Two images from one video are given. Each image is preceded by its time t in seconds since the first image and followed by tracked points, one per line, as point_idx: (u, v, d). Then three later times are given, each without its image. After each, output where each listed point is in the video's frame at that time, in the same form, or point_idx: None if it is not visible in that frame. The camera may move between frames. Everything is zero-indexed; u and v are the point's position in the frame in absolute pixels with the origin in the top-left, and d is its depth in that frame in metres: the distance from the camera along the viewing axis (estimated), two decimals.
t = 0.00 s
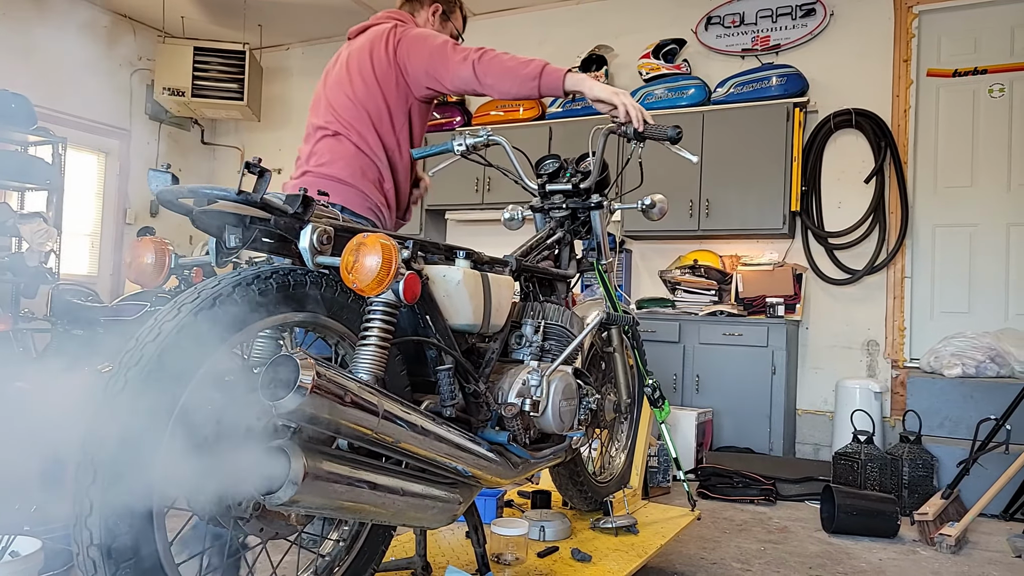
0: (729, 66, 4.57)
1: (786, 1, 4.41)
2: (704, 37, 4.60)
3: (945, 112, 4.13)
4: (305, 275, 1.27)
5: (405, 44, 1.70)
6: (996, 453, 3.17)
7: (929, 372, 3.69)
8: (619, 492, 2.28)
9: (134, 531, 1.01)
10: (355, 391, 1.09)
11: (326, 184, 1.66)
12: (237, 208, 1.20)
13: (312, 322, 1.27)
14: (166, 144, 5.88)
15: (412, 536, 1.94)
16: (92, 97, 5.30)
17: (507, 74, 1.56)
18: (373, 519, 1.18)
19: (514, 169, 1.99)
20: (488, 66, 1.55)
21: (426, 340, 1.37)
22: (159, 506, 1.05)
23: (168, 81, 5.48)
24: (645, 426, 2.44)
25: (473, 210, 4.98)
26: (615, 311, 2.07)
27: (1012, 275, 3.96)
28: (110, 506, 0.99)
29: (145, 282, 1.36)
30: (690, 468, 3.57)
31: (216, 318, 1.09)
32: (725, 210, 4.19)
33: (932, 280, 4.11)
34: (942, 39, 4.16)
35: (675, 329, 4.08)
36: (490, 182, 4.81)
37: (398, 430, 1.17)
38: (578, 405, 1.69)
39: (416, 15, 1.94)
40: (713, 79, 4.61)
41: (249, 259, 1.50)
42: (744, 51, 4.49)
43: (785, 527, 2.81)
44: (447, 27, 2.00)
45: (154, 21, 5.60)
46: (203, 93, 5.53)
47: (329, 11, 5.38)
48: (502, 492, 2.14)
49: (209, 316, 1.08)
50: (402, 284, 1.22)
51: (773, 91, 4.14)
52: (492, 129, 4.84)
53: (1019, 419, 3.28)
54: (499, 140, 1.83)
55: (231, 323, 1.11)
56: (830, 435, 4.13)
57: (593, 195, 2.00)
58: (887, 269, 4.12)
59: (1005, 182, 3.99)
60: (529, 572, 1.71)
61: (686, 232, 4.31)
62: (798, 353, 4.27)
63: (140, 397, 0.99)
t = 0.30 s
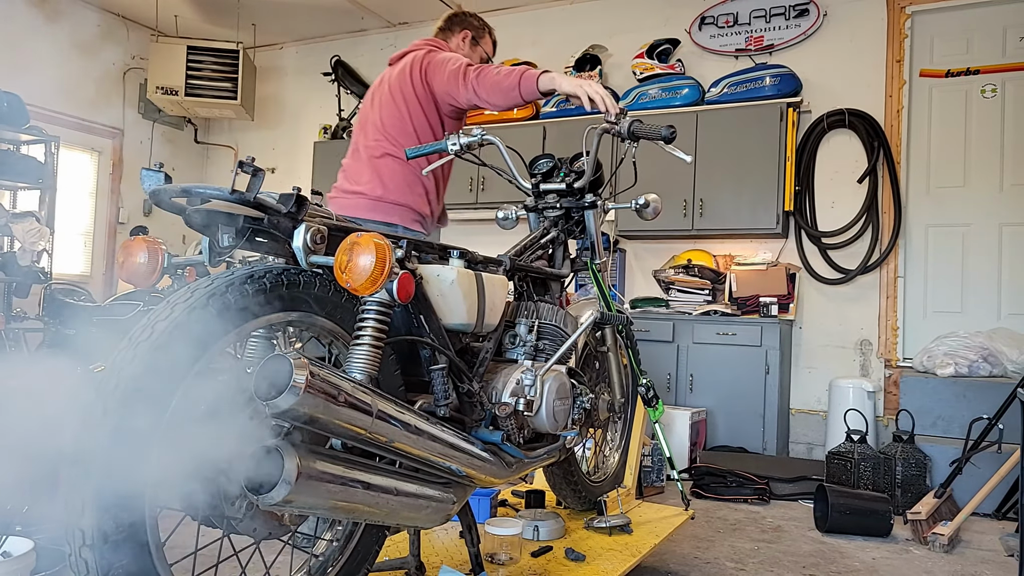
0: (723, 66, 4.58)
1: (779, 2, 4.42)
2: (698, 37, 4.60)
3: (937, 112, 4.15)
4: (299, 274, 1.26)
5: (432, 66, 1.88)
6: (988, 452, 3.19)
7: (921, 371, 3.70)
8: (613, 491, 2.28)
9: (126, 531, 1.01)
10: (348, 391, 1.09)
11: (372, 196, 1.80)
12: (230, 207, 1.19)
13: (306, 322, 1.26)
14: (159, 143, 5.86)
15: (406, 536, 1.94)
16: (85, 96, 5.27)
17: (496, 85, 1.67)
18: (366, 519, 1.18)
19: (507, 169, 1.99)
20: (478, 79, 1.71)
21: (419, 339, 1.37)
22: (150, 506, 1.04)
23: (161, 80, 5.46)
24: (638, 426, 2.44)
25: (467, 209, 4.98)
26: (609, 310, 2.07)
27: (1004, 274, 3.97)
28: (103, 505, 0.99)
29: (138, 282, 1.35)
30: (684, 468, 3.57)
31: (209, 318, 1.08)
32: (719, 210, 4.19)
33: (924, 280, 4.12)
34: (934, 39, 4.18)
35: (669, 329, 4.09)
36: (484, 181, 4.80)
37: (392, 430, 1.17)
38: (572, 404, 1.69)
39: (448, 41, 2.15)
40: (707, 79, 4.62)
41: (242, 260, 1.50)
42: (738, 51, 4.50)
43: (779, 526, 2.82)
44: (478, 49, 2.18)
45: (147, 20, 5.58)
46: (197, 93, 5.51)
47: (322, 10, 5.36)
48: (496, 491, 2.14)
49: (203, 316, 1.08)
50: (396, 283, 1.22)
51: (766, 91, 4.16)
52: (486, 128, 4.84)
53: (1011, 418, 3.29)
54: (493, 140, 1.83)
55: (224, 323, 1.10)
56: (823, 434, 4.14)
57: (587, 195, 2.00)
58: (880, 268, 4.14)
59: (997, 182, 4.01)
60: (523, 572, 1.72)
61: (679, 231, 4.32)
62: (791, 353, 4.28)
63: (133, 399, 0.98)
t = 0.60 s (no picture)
0: (721, 66, 4.59)
1: (777, 2, 4.43)
2: (697, 37, 4.61)
3: (936, 113, 4.15)
4: (297, 275, 1.26)
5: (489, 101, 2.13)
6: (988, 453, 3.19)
7: (920, 371, 3.69)
8: (611, 492, 2.28)
9: (125, 532, 1.01)
10: (347, 392, 1.09)
11: (445, 223, 2.11)
12: (228, 208, 1.20)
13: (304, 323, 1.27)
14: (159, 144, 5.86)
15: (404, 536, 1.94)
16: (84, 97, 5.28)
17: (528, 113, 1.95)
18: (364, 519, 1.18)
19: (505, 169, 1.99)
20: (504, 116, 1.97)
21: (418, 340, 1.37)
22: (151, 507, 1.05)
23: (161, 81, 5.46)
24: (636, 426, 2.45)
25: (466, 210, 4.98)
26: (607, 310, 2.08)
27: (1003, 275, 3.98)
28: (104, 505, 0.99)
29: (136, 282, 1.37)
30: (682, 468, 3.57)
31: (209, 318, 1.09)
32: (718, 210, 4.20)
33: (923, 281, 4.13)
34: (933, 40, 4.18)
35: (668, 330, 4.10)
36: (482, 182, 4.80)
37: (390, 430, 1.17)
38: (570, 405, 1.69)
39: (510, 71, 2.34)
40: (705, 79, 4.63)
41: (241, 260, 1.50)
42: (736, 51, 4.50)
43: (777, 527, 2.82)
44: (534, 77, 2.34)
45: (146, 21, 5.59)
46: (196, 93, 5.51)
47: (321, 11, 5.37)
48: (494, 492, 2.14)
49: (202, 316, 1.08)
50: (394, 284, 1.23)
51: (764, 91, 4.18)
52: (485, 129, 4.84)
53: (1011, 419, 3.29)
54: (491, 140, 1.83)
55: (223, 324, 1.10)
56: (822, 435, 4.14)
57: (585, 195, 2.00)
58: (879, 269, 4.14)
59: (996, 183, 4.01)
60: (521, 573, 1.72)
61: (678, 232, 4.33)
62: (790, 354, 4.28)
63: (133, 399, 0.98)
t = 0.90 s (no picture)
0: (721, 66, 4.59)
1: (777, 2, 4.43)
2: (696, 38, 4.61)
3: (938, 113, 4.15)
4: (298, 276, 1.27)
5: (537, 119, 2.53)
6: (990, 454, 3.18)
7: (922, 373, 3.69)
8: (611, 493, 2.28)
9: (126, 532, 1.02)
10: (347, 392, 1.09)
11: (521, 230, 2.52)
12: (229, 209, 1.19)
13: (305, 323, 1.27)
14: (161, 146, 5.88)
15: (403, 537, 1.95)
16: (86, 99, 5.29)
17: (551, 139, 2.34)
18: (364, 519, 1.18)
19: (504, 170, 1.98)
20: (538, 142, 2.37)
21: (417, 340, 1.38)
22: (152, 506, 1.05)
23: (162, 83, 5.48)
24: (637, 427, 2.45)
25: (466, 211, 4.99)
26: (607, 311, 2.08)
27: (1006, 275, 3.97)
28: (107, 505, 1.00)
29: (140, 284, 1.40)
30: (683, 469, 3.57)
31: (209, 319, 1.09)
32: (718, 211, 4.20)
33: (925, 283, 4.12)
34: (934, 40, 4.18)
35: (667, 330, 4.10)
36: (482, 183, 4.81)
37: (390, 430, 1.18)
38: (571, 405, 1.69)
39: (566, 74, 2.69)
40: (705, 80, 4.63)
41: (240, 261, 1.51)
42: (736, 51, 4.51)
43: (778, 528, 2.82)
44: (591, 70, 2.63)
45: (148, 23, 5.61)
46: (197, 96, 5.52)
47: (322, 12, 5.38)
48: (494, 493, 2.15)
49: (202, 316, 1.08)
50: (394, 285, 1.23)
51: (764, 91, 4.19)
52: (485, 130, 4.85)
53: (1014, 420, 3.29)
54: (492, 141, 1.83)
55: (224, 324, 1.11)
56: (822, 436, 4.14)
57: (585, 196, 2.01)
58: (881, 269, 4.14)
59: (999, 183, 4.01)
60: (521, 573, 1.72)
61: (678, 232, 4.33)
62: (791, 355, 4.28)
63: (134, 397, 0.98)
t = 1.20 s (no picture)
0: (723, 66, 4.59)
1: (780, 2, 4.42)
2: (698, 38, 4.61)
3: (942, 112, 4.14)
4: (300, 276, 1.27)
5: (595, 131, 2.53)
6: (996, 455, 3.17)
7: (926, 374, 3.68)
8: (613, 494, 2.28)
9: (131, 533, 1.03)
10: (349, 393, 1.10)
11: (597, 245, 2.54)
12: (232, 210, 1.19)
13: (307, 324, 1.28)
14: (165, 148, 5.90)
15: (405, 537, 1.95)
16: (90, 101, 5.32)
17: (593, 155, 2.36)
18: (367, 519, 1.18)
19: (506, 171, 1.98)
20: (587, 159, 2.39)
21: (419, 341, 1.38)
22: (157, 507, 1.06)
23: (166, 86, 5.50)
24: (639, 427, 2.45)
25: (469, 212, 4.99)
26: (609, 312, 2.08)
27: (1011, 276, 3.96)
28: (112, 509, 1.01)
29: (144, 285, 1.39)
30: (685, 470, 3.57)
31: (213, 320, 1.09)
32: (720, 211, 4.19)
33: (929, 283, 4.11)
34: (937, 39, 4.17)
35: (670, 331, 4.10)
36: (484, 183, 4.81)
37: (391, 431, 1.18)
38: (572, 406, 1.69)
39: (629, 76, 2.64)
40: (707, 80, 4.63)
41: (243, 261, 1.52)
42: (738, 51, 4.50)
43: (781, 529, 2.81)
44: (642, 69, 2.58)
45: (152, 26, 5.64)
46: (201, 98, 5.54)
47: (325, 14, 5.40)
48: (496, 493, 2.15)
49: (206, 317, 1.09)
50: (396, 286, 1.23)
51: (767, 91, 4.19)
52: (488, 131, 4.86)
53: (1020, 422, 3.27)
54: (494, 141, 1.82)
55: (227, 326, 1.11)
56: (826, 437, 4.13)
57: (588, 197, 2.01)
58: (884, 270, 4.13)
59: (1004, 183, 3.99)
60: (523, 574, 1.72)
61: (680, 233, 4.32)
62: (794, 355, 4.28)
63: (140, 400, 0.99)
